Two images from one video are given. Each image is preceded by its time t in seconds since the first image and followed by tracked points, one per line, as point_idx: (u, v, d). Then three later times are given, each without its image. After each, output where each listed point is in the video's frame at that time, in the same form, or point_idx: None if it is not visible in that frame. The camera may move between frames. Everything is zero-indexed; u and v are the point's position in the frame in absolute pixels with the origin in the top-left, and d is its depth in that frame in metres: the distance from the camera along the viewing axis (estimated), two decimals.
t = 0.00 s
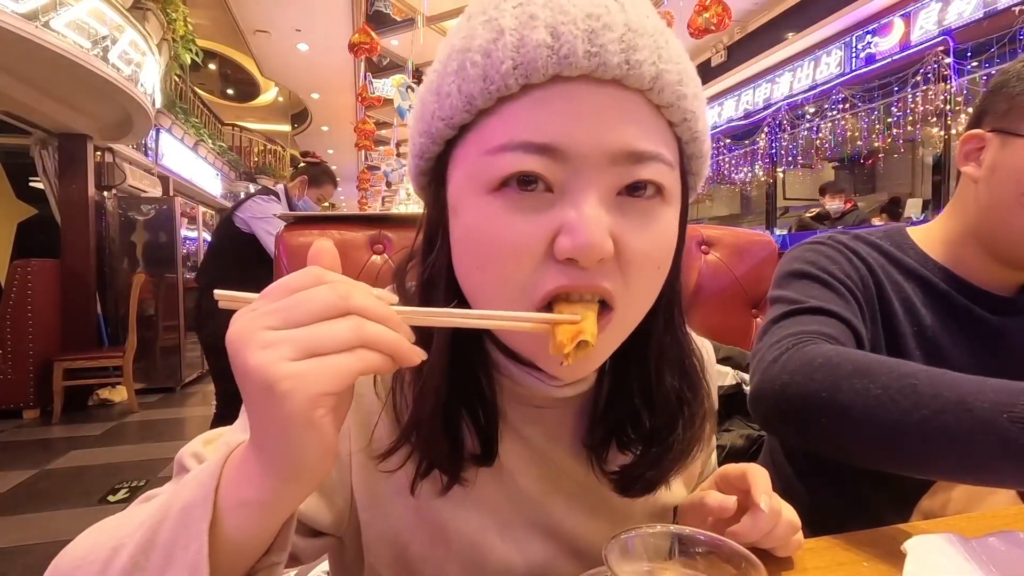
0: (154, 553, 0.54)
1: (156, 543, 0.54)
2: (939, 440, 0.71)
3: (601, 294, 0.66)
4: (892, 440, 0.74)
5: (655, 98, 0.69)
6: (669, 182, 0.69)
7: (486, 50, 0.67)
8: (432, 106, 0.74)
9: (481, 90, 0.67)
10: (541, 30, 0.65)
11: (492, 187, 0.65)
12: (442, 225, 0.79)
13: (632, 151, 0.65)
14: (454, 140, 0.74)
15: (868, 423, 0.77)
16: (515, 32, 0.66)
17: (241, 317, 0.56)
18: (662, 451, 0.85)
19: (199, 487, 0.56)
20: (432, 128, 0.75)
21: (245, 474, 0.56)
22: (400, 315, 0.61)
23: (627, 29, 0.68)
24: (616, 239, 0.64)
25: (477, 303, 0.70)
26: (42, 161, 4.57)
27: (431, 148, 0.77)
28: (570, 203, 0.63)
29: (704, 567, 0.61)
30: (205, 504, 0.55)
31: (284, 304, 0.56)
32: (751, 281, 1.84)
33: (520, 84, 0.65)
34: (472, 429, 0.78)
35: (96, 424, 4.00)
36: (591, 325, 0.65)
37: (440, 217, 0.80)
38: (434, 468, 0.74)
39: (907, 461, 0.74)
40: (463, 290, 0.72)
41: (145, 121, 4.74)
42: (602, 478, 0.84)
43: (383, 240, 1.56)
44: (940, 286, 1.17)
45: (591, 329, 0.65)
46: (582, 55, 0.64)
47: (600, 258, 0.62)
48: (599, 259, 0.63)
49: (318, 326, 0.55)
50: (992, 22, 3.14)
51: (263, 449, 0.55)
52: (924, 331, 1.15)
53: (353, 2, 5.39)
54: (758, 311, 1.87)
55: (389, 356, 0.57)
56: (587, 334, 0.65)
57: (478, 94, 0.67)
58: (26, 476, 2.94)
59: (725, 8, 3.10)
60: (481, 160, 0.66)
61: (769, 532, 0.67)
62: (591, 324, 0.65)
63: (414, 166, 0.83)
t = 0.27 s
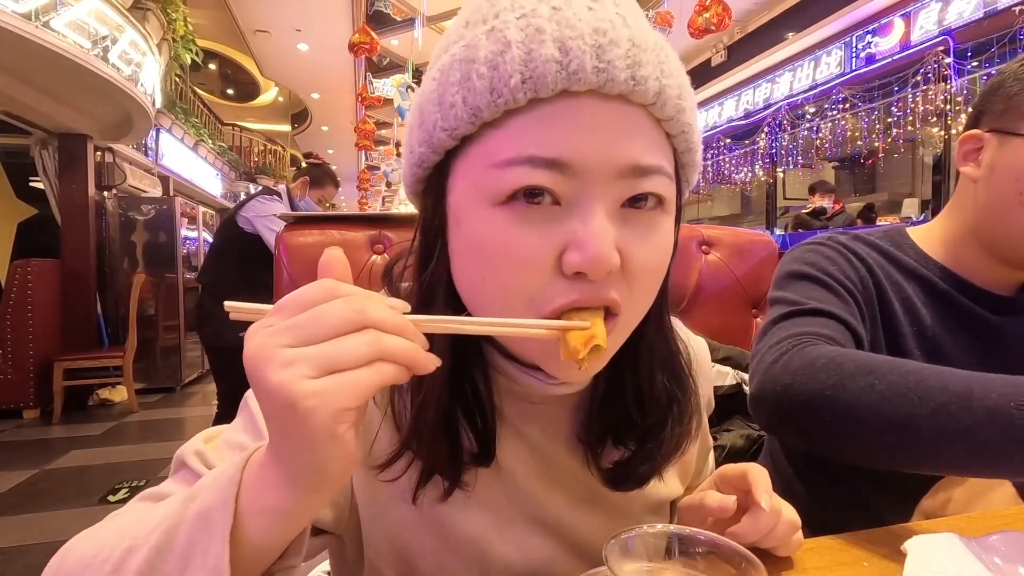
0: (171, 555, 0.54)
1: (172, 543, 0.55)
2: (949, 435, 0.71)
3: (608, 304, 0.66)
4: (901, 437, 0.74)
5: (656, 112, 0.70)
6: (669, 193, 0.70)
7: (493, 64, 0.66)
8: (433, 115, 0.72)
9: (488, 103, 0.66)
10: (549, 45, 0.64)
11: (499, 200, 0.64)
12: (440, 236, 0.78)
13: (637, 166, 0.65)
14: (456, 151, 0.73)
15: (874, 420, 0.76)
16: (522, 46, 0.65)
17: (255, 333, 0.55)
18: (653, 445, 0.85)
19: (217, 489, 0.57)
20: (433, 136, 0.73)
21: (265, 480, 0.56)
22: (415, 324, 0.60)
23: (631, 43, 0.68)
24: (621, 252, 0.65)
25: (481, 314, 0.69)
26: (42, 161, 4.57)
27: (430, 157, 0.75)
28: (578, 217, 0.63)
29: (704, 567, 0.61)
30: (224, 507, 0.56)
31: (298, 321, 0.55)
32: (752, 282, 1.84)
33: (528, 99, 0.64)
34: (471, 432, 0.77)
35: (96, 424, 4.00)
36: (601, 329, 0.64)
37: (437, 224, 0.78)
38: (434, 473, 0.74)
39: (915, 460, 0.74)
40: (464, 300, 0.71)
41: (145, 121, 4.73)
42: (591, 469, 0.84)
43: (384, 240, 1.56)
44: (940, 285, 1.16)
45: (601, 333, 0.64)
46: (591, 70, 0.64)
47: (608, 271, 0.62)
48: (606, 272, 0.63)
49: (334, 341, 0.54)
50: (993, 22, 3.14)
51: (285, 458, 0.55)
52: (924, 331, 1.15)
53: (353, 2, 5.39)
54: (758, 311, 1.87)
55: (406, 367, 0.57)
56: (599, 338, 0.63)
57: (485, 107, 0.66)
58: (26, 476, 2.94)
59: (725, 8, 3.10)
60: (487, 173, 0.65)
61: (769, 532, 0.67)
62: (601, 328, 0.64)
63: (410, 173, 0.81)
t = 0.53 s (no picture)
0: (177, 557, 0.54)
1: (178, 544, 0.55)
2: (960, 439, 0.71)
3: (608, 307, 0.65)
4: (910, 442, 0.74)
5: (653, 113, 0.70)
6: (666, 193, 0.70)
7: (493, 65, 0.66)
8: (430, 116, 0.72)
9: (488, 104, 0.65)
10: (550, 47, 0.64)
11: (499, 204, 0.63)
12: (437, 239, 0.77)
13: (636, 166, 0.65)
14: (453, 152, 0.72)
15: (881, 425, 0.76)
16: (522, 47, 0.65)
17: (263, 338, 0.55)
18: (648, 440, 0.84)
19: (226, 492, 0.57)
20: (430, 138, 0.72)
21: (274, 483, 0.56)
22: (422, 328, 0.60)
23: (629, 46, 0.68)
24: (621, 253, 0.65)
25: (480, 316, 0.68)
26: (42, 161, 4.57)
27: (427, 158, 0.74)
28: (579, 218, 0.62)
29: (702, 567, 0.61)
30: (234, 510, 0.56)
31: (306, 325, 0.55)
32: (752, 282, 1.84)
33: (528, 100, 0.64)
34: (467, 432, 0.77)
35: (96, 424, 4.00)
36: (604, 333, 0.63)
37: (432, 226, 0.77)
38: (430, 474, 0.73)
39: (924, 464, 0.74)
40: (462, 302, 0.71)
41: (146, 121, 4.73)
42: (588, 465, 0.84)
43: (384, 239, 1.56)
44: (941, 284, 1.16)
45: (605, 336, 0.63)
46: (590, 73, 0.64)
47: (610, 272, 0.62)
48: (607, 273, 0.63)
49: (341, 346, 0.54)
50: (992, 22, 3.14)
51: (297, 465, 0.55)
52: (925, 330, 1.14)
53: (353, 2, 5.39)
54: (758, 312, 1.87)
55: (413, 370, 0.57)
56: (605, 344, 0.62)
57: (484, 108, 0.65)
58: (25, 476, 2.94)
59: (725, 8, 3.10)
60: (488, 175, 0.64)
61: (771, 535, 0.66)
62: (603, 332, 0.63)
63: (405, 174, 0.80)
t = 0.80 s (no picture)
0: (179, 558, 0.54)
1: (185, 546, 0.55)
2: (966, 435, 0.70)
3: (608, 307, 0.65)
4: (915, 437, 0.74)
5: (654, 114, 0.70)
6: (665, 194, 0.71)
7: (496, 64, 0.65)
8: (431, 115, 0.71)
9: (491, 103, 0.65)
10: (552, 47, 0.64)
11: (501, 203, 0.63)
12: (436, 238, 0.77)
13: (637, 166, 0.65)
14: (454, 151, 0.71)
15: (890, 419, 0.76)
16: (524, 47, 0.65)
17: (266, 352, 0.54)
18: (647, 438, 0.84)
19: (235, 497, 0.57)
20: (431, 137, 0.72)
21: (283, 491, 0.56)
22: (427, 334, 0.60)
23: (631, 47, 0.68)
24: (621, 254, 0.65)
25: (481, 316, 0.68)
26: (42, 161, 4.57)
27: (427, 157, 0.74)
28: (581, 218, 0.63)
29: (702, 566, 0.61)
30: (242, 515, 0.56)
31: (310, 338, 0.54)
32: (752, 282, 1.84)
33: (531, 100, 0.64)
34: (468, 434, 0.77)
35: (96, 424, 4.00)
36: (612, 332, 0.63)
37: (432, 225, 0.77)
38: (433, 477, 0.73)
39: (931, 460, 0.73)
40: (462, 302, 0.71)
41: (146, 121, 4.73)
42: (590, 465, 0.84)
43: (384, 239, 1.56)
44: (944, 282, 1.16)
45: (613, 337, 0.63)
46: (593, 72, 0.64)
47: (611, 272, 0.63)
48: (608, 273, 0.63)
49: (347, 359, 0.54)
50: (993, 22, 3.14)
51: (307, 476, 0.55)
52: (928, 327, 1.14)
53: (353, 2, 5.39)
54: (758, 311, 1.87)
55: (420, 377, 0.57)
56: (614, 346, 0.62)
57: (487, 107, 0.65)
58: (26, 476, 2.94)
59: (725, 8, 3.10)
60: (491, 174, 0.64)
61: (773, 538, 0.66)
62: (610, 331, 0.63)
63: (404, 173, 0.80)
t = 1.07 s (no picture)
0: (176, 559, 0.54)
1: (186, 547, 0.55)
2: (944, 442, 0.70)
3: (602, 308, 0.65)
4: (894, 444, 0.74)
5: (649, 114, 0.70)
6: (660, 194, 0.71)
7: (489, 64, 0.65)
8: (425, 115, 0.71)
9: (483, 103, 0.65)
10: (546, 47, 0.64)
11: (493, 203, 0.63)
12: (432, 237, 0.77)
13: (632, 166, 0.65)
14: (448, 151, 0.71)
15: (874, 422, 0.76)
16: (518, 47, 0.65)
17: (255, 363, 0.53)
18: (644, 439, 0.84)
19: (233, 501, 0.56)
20: (425, 136, 0.72)
21: (282, 497, 0.56)
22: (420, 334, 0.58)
23: (625, 47, 0.68)
24: (615, 254, 0.65)
25: (475, 316, 0.68)
26: (42, 161, 4.57)
27: (421, 156, 0.74)
28: (574, 218, 0.62)
29: (702, 566, 0.61)
30: (241, 520, 0.55)
31: (302, 348, 0.53)
32: (752, 282, 1.84)
33: (524, 99, 0.64)
34: (462, 433, 0.76)
35: (95, 424, 4.00)
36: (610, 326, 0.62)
37: (428, 224, 0.77)
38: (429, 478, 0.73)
39: (914, 469, 0.73)
40: (456, 301, 0.71)
41: (145, 121, 4.73)
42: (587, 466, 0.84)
43: (384, 240, 1.56)
44: (940, 286, 1.16)
45: (611, 330, 0.62)
46: (587, 72, 0.64)
47: (605, 271, 0.63)
48: (602, 273, 0.63)
49: (341, 368, 0.53)
50: (993, 22, 3.13)
51: (305, 482, 0.54)
52: (923, 331, 1.15)
53: (353, 2, 5.39)
54: (758, 312, 1.87)
55: (419, 379, 0.56)
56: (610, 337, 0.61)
57: (480, 107, 0.65)
58: (26, 476, 2.94)
59: (725, 8, 3.09)
60: (484, 174, 0.64)
61: (775, 539, 0.66)
62: (606, 324, 0.62)
63: (399, 172, 0.80)
